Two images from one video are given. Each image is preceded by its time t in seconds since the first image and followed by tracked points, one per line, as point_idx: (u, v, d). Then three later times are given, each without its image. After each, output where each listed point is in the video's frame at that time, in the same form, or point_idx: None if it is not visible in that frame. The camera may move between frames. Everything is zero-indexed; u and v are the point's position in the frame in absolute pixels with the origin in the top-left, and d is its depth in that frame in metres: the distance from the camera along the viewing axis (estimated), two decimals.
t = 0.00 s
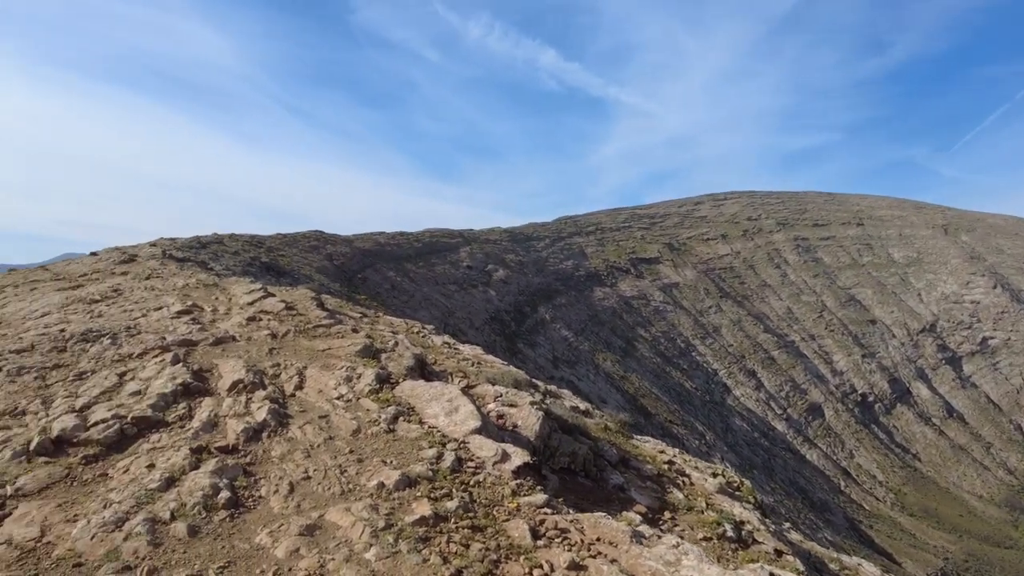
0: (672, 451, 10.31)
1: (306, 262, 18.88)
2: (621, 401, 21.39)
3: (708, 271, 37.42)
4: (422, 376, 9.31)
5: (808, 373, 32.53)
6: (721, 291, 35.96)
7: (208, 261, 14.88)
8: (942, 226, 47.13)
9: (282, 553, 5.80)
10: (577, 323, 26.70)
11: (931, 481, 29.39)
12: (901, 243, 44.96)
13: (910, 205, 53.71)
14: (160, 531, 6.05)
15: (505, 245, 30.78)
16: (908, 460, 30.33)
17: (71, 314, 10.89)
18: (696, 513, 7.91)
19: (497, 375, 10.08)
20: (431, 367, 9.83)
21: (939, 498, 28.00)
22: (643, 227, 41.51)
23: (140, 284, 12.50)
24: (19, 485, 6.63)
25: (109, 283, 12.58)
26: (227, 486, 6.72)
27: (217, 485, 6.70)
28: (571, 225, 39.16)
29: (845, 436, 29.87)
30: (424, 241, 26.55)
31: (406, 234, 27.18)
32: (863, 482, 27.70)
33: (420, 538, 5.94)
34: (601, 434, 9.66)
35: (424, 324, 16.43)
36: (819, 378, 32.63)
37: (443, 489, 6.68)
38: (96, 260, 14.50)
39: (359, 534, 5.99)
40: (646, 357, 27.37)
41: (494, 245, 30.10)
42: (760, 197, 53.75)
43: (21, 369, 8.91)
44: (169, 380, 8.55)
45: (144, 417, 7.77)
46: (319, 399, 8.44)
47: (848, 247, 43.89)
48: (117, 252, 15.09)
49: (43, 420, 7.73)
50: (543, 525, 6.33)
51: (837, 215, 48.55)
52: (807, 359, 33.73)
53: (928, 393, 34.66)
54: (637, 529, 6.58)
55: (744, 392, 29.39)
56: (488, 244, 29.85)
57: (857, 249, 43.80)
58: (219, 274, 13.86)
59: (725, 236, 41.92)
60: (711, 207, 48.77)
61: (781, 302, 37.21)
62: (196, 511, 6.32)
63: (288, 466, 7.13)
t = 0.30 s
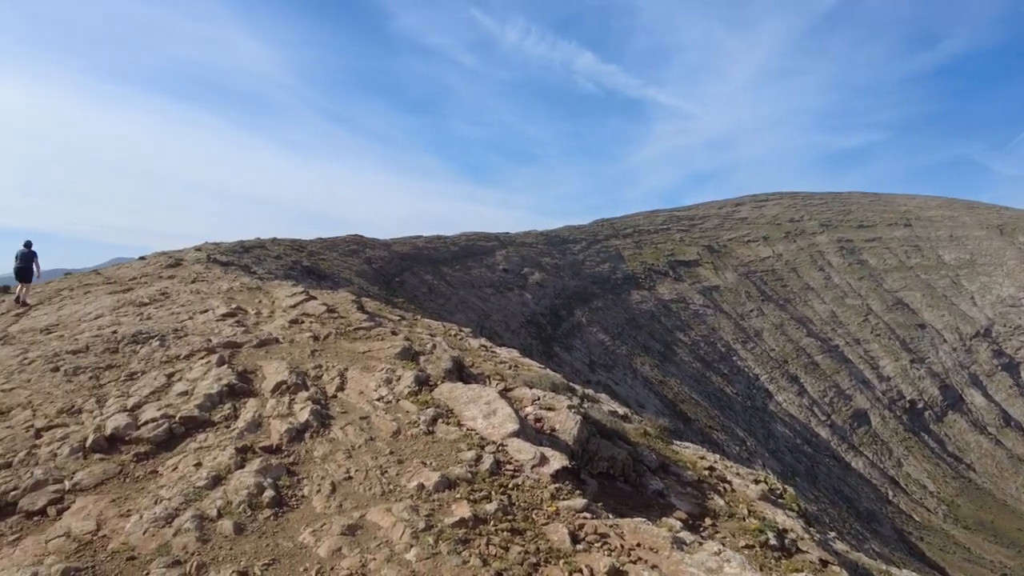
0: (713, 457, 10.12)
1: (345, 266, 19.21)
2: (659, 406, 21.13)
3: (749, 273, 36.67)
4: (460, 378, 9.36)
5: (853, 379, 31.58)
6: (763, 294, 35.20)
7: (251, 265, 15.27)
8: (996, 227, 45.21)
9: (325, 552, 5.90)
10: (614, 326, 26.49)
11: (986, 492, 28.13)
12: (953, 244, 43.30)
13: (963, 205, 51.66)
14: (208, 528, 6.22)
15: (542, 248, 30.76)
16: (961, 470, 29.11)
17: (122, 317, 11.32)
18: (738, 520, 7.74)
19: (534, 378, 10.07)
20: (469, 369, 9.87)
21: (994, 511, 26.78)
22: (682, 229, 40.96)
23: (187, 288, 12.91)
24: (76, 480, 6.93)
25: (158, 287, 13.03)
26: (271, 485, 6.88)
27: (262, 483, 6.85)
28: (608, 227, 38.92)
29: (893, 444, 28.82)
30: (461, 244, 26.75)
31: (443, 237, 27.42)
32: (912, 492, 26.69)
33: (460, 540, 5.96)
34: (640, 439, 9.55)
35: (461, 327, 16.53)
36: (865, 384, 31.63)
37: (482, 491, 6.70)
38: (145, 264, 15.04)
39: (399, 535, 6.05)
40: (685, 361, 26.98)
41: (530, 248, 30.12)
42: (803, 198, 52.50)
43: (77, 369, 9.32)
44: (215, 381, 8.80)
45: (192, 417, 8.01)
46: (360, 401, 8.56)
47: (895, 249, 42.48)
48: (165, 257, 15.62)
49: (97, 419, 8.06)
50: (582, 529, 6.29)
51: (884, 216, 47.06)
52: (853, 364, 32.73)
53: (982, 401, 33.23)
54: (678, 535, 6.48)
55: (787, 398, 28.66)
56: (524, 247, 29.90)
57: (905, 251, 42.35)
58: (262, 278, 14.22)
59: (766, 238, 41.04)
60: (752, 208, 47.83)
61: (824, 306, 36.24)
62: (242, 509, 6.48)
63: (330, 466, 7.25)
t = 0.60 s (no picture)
0: (751, 463, 9.91)
1: (381, 269, 19.46)
2: (695, 411, 20.82)
3: (787, 275, 35.89)
4: (494, 381, 9.37)
5: (897, 384, 30.59)
6: (802, 296, 34.41)
7: (288, 268, 15.59)
8: None
9: (363, 552, 5.97)
10: (649, 329, 26.23)
11: None
12: (1003, 245, 41.63)
13: (1014, 204, 49.63)
14: (249, 526, 6.35)
15: (575, 251, 30.67)
16: (1013, 480, 27.89)
17: (166, 319, 11.67)
18: (777, 527, 7.56)
19: (569, 382, 10.03)
20: (503, 372, 9.88)
21: None
22: (717, 230, 40.36)
23: (227, 291, 13.24)
24: (124, 478, 7.17)
25: (199, 289, 13.40)
26: (310, 485, 6.99)
27: (300, 483, 6.97)
28: (642, 229, 38.58)
29: (940, 451, 27.78)
30: (494, 247, 26.84)
31: (476, 240, 27.58)
32: (961, 502, 25.68)
33: (495, 542, 5.97)
34: (676, 444, 9.41)
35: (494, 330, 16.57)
36: (910, 390, 30.61)
37: (517, 495, 6.69)
38: (188, 268, 15.48)
39: (436, 536, 6.08)
40: (721, 365, 26.54)
41: (563, 250, 30.06)
42: (843, 198, 51.20)
43: (123, 370, 9.64)
44: (255, 382, 9.00)
45: (233, 417, 8.21)
46: (396, 402, 8.65)
47: (941, 250, 41.05)
48: (207, 260, 16.06)
49: (142, 418, 8.32)
50: (619, 533, 6.23)
51: (929, 216, 45.55)
52: (896, 369, 31.73)
53: None
54: (716, 542, 6.36)
55: (827, 404, 27.91)
56: (557, 250, 29.86)
57: (952, 252, 40.89)
58: (299, 281, 14.51)
59: (805, 239, 40.14)
60: (790, 209, 46.85)
61: (866, 309, 35.25)
62: (282, 508, 6.60)
63: (367, 467, 7.33)
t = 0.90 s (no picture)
0: (785, 468, 9.69)
1: (411, 271, 19.62)
2: (728, 415, 20.47)
3: (823, 277, 35.10)
4: (524, 383, 9.35)
5: (938, 389, 29.63)
6: (838, 299, 33.63)
7: (321, 270, 15.83)
8: None
9: (395, 552, 6.01)
10: (680, 331, 25.91)
11: None
12: None
13: None
14: (284, 525, 6.45)
15: (604, 252, 30.50)
16: None
17: (202, 321, 11.95)
18: (813, 534, 7.38)
19: (599, 384, 9.95)
20: (533, 374, 9.86)
21: None
22: (750, 231, 39.70)
23: (262, 293, 13.49)
24: (163, 475, 7.35)
25: (235, 292, 13.69)
26: (343, 485, 7.06)
27: (333, 483, 7.06)
28: (673, 230, 38.16)
29: (986, 459, 26.77)
30: (523, 249, 26.85)
31: (506, 242, 27.63)
32: (1007, 511, 24.70)
33: (527, 545, 5.95)
34: (709, 448, 9.26)
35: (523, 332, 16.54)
36: (952, 395, 29.61)
37: (548, 497, 6.66)
38: (224, 270, 15.84)
39: (467, 538, 6.09)
40: (754, 368, 26.08)
41: (593, 252, 29.92)
42: (881, 198, 49.89)
43: (162, 370, 9.90)
44: (289, 383, 9.14)
45: (267, 417, 8.35)
46: (427, 404, 8.69)
47: (985, 250, 39.66)
48: (242, 263, 16.41)
49: (180, 417, 8.53)
50: (650, 538, 6.15)
51: (972, 215, 44.07)
52: (937, 373, 30.75)
53: None
54: (750, 548, 6.24)
55: (864, 408, 27.17)
56: (587, 252, 29.74)
57: (997, 252, 39.47)
58: (332, 283, 14.71)
59: (841, 240, 39.22)
60: (825, 209, 45.85)
61: (905, 311, 34.26)
62: (315, 507, 6.69)
63: (398, 468, 7.38)
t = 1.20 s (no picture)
0: (816, 474, 9.48)
1: (436, 273, 19.74)
2: (756, 419, 20.16)
3: (854, 278, 34.36)
4: (549, 386, 9.32)
5: (976, 394, 28.76)
6: (870, 301, 32.90)
7: (348, 273, 16.00)
8: None
9: (421, 554, 6.03)
10: (707, 334, 25.60)
11: None
12: None
13: None
14: (312, 525, 6.51)
15: (630, 254, 30.31)
16: None
17: (232, 323, 12.16)
18: (845, 542, 7.21)
19: (625, 388, 9.87)
20: (558, 377, 9.82)
21: None
22: (779, 232, 39.09)
23: (290, 296, 13.69)
24: (194, 475, 7.49)
25: (264, 294, 13.91)
26: (370, 487, 7.11)
27: (361, 485, 7.11)
28: (700, 231, 37.75)
29: None
30: (548, 251, 26.82)
31: (531, 244, 27.63)
32: None
33: (552, 549, 5.92)
34: (737, 453, 9.11)
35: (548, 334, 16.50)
36: (990, 400, 28.69)
37: (574, 501, 6.62)
38: (253, 273, 16.12)
39: (492, 541, 6.08)
40: (784, 372, 25.63)
41: (618, 254, 29.75)
42: (915, 198, 48.69)
43: (193, 371, 10.10)
44: (317, 385, 9.25)
45: (296, 419, 8.45)
46: (453, 406, 8.71)
47: None
48: (271, 266, 16.68)
49: (211, 418, 8.69)
50: (677, 544, 6.07)
51: (1011, 215, 42.73)
52: (975, 378, 29.86)
53: None
54: (779, 555, 6.11)
55: (898, 413, 26.50)
56: (612, 253, 29.57)
57: None
58: (358, 285, 14.86)
59: (873, 240, 38.37)
60: (856, 210, 44.92)
61: (941, 314, 33.35)
62: (342, 509, 6.75)
63: (424, 470, 7.41)
